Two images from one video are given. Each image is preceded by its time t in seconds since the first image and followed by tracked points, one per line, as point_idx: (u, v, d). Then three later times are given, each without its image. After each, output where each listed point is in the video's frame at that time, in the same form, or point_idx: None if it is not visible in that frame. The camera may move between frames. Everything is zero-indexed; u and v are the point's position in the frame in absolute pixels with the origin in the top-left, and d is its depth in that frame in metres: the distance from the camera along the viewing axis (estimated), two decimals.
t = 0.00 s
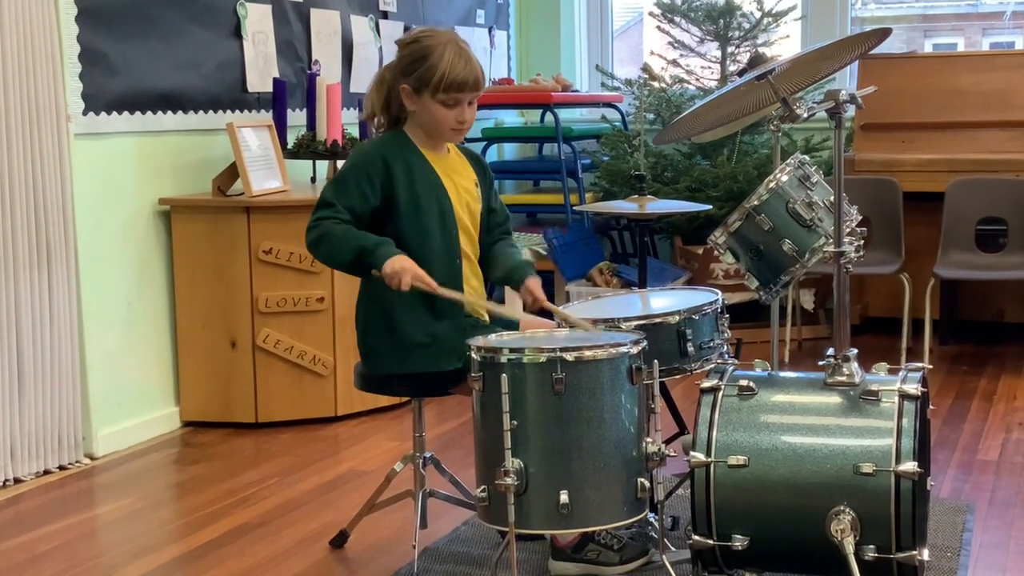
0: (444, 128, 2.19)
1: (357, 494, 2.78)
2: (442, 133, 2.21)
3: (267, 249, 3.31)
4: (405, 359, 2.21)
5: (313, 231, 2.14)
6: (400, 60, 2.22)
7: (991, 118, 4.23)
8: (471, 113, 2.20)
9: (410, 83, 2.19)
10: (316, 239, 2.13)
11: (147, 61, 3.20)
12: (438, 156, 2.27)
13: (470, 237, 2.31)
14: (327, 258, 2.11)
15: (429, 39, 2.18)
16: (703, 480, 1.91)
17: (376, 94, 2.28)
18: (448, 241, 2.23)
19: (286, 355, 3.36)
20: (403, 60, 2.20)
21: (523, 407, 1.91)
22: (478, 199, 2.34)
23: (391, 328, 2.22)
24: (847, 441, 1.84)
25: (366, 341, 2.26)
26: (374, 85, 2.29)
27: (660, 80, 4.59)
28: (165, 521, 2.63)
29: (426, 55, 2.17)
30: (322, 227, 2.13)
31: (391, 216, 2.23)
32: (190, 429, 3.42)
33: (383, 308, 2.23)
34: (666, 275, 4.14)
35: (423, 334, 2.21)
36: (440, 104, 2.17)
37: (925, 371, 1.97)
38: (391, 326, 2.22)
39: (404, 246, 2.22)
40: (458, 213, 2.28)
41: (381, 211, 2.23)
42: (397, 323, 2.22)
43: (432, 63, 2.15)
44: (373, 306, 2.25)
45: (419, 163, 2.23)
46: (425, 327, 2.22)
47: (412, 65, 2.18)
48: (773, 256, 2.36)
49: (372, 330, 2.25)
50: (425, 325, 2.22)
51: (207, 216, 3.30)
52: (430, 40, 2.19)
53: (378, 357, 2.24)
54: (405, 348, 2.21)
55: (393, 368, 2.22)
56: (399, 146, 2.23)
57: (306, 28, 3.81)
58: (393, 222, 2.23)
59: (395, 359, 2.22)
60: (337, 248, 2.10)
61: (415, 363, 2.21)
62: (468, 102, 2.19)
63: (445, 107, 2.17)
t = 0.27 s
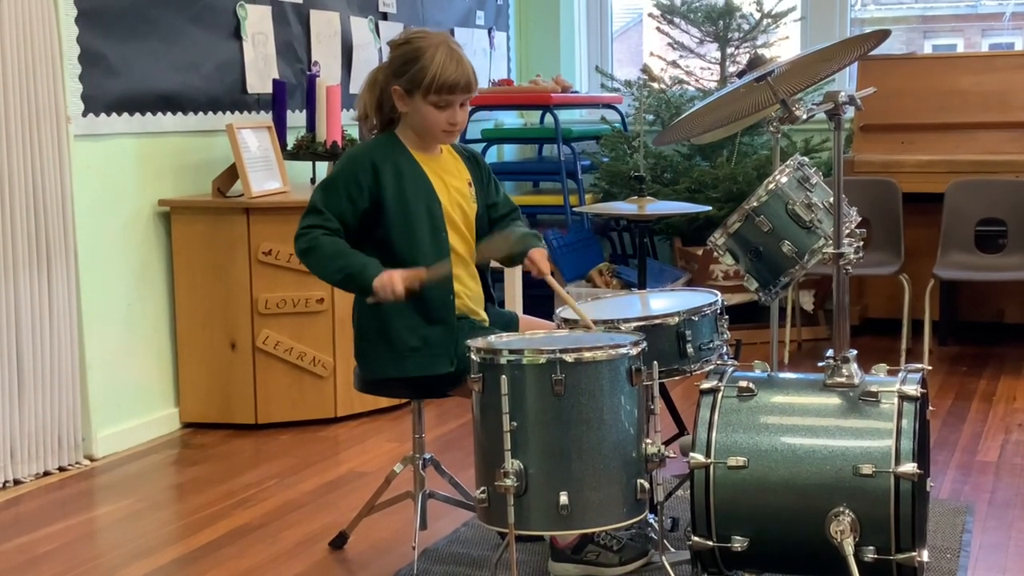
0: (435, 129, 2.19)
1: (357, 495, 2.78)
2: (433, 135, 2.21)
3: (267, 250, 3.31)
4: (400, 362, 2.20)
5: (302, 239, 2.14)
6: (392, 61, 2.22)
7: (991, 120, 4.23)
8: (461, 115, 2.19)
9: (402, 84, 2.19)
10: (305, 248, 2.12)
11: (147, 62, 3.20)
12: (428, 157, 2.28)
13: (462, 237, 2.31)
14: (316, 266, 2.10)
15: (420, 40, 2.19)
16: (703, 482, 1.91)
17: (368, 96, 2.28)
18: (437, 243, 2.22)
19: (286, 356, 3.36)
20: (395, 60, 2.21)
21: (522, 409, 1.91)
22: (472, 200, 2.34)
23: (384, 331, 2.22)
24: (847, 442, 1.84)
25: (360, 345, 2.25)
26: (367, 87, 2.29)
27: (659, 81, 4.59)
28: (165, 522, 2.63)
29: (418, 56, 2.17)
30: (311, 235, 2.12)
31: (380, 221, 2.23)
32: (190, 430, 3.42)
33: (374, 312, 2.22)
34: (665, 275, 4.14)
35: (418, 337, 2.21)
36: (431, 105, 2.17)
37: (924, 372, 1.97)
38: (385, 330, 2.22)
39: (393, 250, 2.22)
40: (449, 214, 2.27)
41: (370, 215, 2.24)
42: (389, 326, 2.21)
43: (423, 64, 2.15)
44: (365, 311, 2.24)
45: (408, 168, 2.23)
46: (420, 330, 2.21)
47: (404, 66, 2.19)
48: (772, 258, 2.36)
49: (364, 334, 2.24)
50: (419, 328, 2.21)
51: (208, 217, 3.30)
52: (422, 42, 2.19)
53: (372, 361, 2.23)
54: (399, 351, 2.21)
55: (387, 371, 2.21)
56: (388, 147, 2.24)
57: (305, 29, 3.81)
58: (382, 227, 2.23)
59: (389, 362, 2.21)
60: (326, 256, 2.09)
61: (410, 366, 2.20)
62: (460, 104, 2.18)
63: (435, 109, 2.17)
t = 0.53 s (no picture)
0: (432, 130, 2.18)
1: (357, 495, 2.78)
2: (429, 135, 2.20)
3: (267, 250, 3.31)
4: (397, 364, 2.21)
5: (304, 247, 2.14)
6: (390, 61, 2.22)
7: (991, 119, 4.23)
8: (458, 115, 2.19)
9: (399, 84, 2.19)
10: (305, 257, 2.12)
11: (147, 62, 3.20)
12: (428, 157, 2.28)
13: (462, 238, 2.30)
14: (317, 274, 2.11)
15: (418, 40, 2.18)
16: (703, 481, 1.91)
17: (366, 96, 2.28)
18: (436, 245, 2.23)
19: (286, 356, 3.36)
20: (393, 60, 2.21)
21: (523, 408, 1.91)
22: (472, 200, 2.33)
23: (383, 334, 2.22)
24: (847, 441, 1.84)
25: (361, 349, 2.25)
26: (365, 87, 2.29)
27: (659, 80, 4.59)
28: (165, 522, 2.63)
29: (416, 56, 2.17)
30: (312, 243, 2.13)
31: (379, 223, 2.23)
32: (190, 430, 3.42)
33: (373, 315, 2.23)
34: (665, 275, 4.14)
35: (417, 338, 2.21)
36: (428, 107, 2.17)
37: (924, 372, 1.97)
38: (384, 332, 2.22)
39: (393, 252, 2.22)
40: (448, 214, 2.27)
41: (370, 218, 2.24)
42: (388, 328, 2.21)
43: (421, 64, 2.15)
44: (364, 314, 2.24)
45: (406, 170, 2.23)
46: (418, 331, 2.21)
47: (402, 66, 2.18)
48: (772, 257, 2.36)
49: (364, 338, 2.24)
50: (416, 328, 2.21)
51: (208, 218, 3.30)
52: (420, 42, 2.19)
53: (373, 364, 2.23)
54: (397, 354, 2.21)
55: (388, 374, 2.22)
56: (386, 146, 2.23)
57: (305, 29, 3.81)
58: (382, 229, 2.23)
59: (388, 365, 2.22)
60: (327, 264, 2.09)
61: (410, 368, 2.20)
62: (457, 105, 2.18)
63: (432, 109, 2.16)
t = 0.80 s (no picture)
0: (447, 126, 2.20)
1: (359, 494, 2.79)
2: (443, 133, 2.22)
3: (268, 249, 3.31)
4: (400, 361, 2.20)
5: (341, 248, 2.14)
6: (393, 60, 2.20)
7: (992, 117, 4.23)
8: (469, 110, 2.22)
9: (410, 85, 2.18)
10: (348, 253, 2.12)
11: (148, 61, 3.20)
12: (432, 152, 2.28)
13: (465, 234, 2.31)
14: (374, 257, 2.11)
15: (424, 39, 2.18)
16: (704, 479, 1.91)
17: (366, 96, 2.26)
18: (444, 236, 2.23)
19: (287, 354, 3.36)
20: (398, 60, 2.18)
21: (524, 406, 1.91)
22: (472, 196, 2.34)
23: (387, 332, 2.21)
24: (848, 439, 1.84)
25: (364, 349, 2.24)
26: (363, 86, 2.27)
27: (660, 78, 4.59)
28: (167, 521, 2.63)
29: (425, 56, 2.16)
30: (349, 238, 2.13)
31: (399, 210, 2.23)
32: (191, 429, 3.42)
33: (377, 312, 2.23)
34: (666, 274, 4.14)
35: (423, 338, 2.20)
36: (444, 104, 2.18)
37: (925, 369, 1.97)
38: (389, 331, 2.21)
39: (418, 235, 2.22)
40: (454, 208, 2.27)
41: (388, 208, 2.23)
42: (390, 325, 2.21)
43: (433, 63, 2.15)
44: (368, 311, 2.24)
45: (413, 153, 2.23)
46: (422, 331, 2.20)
47: (410, 67, 2.17)
48: (774, 255, 2.36)
49: (368, 337, 2.24)
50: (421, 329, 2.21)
51: (209, 217, 3.30)
52: (425, 41, 2.18)
53: (377, 364, 2.23)
54: (399, 351, 2.20)
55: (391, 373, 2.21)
56: (392, 144, 2.22)
57: (306, 28, 3.81)
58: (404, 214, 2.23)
59: (391, 364, 2.21)
60: (374, 251, 2.11)
61: (414, 366, 2.19)
62: (467, 100, 2.20)
63: (447, 106, 2.18)
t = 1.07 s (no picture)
0: (471, 111, 2.27)
1: (360, 491, 2.79)
2: (469, 119, 2.28)
3: (269, 247, 3.31)
4: (436, 350, 2.20)
5: (485, 212, 2.13)
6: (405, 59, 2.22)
7: (993, 114, 4.22)
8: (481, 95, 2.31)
9: (436, 78, 2.22)
10: (499, 214, 2.13)
11: (148, 59, 3.20)
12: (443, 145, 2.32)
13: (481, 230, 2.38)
14: (518, 216, 2.15)
15: (433, 34, 2.23)
16: (705, 477, 1.91)
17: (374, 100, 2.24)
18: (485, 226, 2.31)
19: (289, 352, 3.36)
20: (418, 57, 2.20)
21: (525, 404, 1.91)
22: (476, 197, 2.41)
23: (424, 318, 2.21)
24: (849, 436, 1.84)
25: (395, 334, 2.23)
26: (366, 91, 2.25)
27: (661, 76, 4.59)
28: (168, 518, 2.63)
29: (444, 49, 2.21)
30: (494, 200, 2.14)
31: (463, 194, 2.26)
32: (193, 427, 3.42)
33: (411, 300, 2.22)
34: (667, 271, 4.14)
35: (457, 324, 2.23)
36: (466, 90, 2.26)
37: (926, 366, 1.97)
38: (425, 317, 2.21)
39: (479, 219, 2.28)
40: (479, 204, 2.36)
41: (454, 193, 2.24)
42: (424, 314, 2.21)
43: (455, 53, 2.22)
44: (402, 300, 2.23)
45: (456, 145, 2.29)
46: (456, 318, 2.23)
47: (434, 61, 2.20)
48: (775, 253, 2.36)
49: (401, 322, 2.22)
50: (455, 315, 2.23)
51: (210, 215, 3.30)
52: (438, 36, 2.23)
53: (410, 349, 2.21)
54: (435, 339, 2.20)
55: (427, 358, 2.20)
56: (442, 129, 2.23)
57: (306, 26, 3.80)
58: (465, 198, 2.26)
59: (428, 349, 2.20)
60: (515, 214, 2.15)
61: (450, 351, 2.21)
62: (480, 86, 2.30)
63: (470, 92, 2.26)
